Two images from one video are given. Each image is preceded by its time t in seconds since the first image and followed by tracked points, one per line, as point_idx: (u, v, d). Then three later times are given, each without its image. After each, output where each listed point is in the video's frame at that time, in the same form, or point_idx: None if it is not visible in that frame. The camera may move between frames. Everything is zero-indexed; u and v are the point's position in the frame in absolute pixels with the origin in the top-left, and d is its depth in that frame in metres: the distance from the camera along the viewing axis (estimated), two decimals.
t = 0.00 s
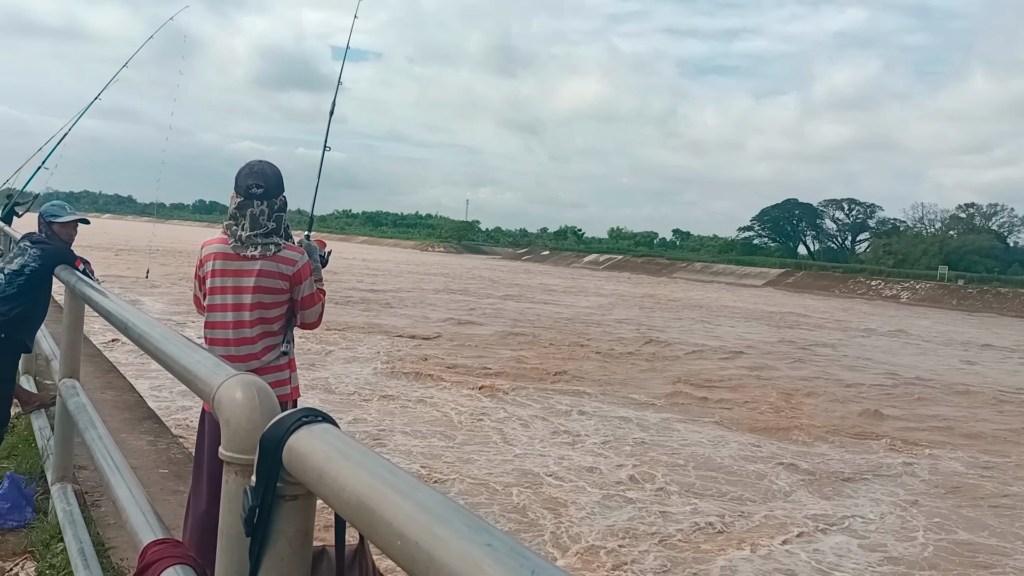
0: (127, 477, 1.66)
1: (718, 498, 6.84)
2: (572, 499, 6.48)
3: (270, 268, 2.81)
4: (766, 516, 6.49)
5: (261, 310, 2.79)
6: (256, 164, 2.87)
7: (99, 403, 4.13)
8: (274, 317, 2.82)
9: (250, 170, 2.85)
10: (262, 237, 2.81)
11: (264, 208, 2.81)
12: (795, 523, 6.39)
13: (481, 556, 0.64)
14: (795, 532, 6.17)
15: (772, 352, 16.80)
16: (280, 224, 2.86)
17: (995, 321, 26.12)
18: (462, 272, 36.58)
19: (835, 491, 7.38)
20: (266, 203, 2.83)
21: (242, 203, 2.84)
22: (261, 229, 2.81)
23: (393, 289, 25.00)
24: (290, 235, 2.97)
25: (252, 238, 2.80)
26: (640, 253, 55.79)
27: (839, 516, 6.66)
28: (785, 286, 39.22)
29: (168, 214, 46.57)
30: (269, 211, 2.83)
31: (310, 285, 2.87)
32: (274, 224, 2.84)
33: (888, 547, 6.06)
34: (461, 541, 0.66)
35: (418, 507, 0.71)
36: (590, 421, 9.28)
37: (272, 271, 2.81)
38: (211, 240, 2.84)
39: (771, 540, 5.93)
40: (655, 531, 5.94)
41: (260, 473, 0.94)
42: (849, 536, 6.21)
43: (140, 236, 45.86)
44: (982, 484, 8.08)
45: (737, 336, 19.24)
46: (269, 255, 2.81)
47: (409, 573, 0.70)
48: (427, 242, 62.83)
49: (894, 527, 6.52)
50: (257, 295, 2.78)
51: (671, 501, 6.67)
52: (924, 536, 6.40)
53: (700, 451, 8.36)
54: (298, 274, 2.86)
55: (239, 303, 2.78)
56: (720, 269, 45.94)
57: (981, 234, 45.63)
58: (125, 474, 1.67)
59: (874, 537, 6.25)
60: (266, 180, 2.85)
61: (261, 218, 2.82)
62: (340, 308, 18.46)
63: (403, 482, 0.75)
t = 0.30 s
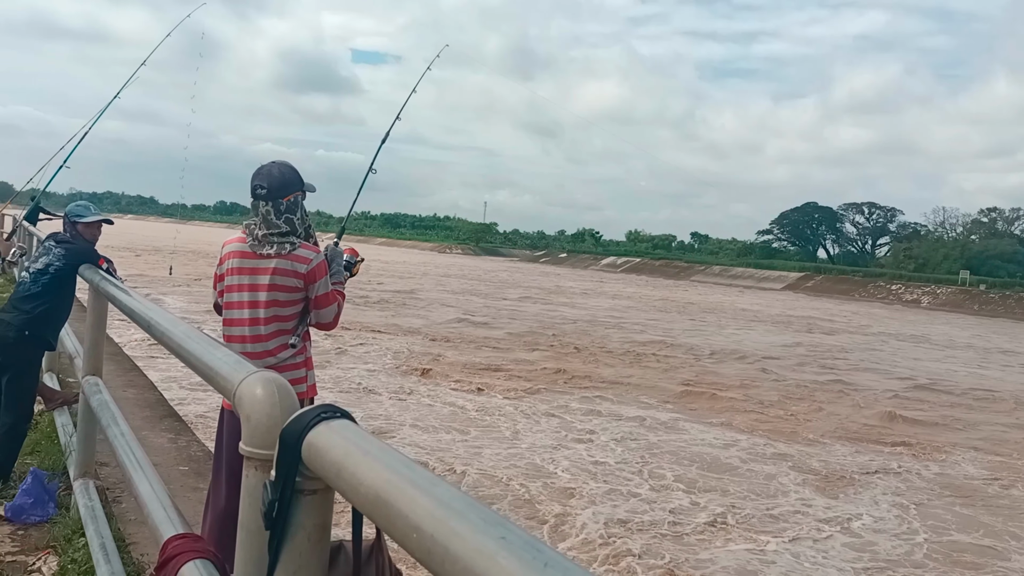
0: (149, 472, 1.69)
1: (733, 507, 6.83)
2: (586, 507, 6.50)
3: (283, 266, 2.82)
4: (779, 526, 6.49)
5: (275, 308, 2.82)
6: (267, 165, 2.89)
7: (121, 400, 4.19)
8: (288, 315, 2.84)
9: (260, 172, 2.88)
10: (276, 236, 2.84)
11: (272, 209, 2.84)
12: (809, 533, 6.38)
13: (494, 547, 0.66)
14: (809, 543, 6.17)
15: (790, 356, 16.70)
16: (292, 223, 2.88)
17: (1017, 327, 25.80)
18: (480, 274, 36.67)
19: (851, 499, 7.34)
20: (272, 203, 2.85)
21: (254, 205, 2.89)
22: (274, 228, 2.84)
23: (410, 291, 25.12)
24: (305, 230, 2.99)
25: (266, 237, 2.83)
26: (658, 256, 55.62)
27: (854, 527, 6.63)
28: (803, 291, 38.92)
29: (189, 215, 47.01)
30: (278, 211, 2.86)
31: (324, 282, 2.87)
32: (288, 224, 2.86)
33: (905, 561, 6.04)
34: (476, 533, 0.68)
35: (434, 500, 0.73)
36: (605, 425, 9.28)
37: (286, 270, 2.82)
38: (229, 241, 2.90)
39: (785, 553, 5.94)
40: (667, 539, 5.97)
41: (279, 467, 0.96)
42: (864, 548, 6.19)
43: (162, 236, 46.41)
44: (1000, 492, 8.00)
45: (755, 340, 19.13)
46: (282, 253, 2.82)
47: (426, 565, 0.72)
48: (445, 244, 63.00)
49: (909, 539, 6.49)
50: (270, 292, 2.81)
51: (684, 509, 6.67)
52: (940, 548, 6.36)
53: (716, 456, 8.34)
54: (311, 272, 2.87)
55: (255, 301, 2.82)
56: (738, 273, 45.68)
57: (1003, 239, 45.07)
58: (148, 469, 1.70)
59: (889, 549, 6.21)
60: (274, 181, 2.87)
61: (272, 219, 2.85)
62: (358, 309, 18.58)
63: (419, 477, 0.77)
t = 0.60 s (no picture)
0: (156, 470, 1.71)
1: (745, 508, 6.78)
2: (597, 506, 6.48)
3: (283, 266, 2.82)
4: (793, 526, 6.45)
5: (274, 307, 2.81)
6: (271, 166, 2.92)
7: (135, 399, 4.24)
8: (288, 315, 2.83)
9: (263, 172, 2.91)
10: (278, 236, 2.85)
11: (271, 209, 2.87)
12: (824, 534, 6.32)
13: (476, 548, 0.66)
14: (823, 545, 6.11)
15: (806, 360, 16.56)
16: (292, 224, 2.89)
17: None
18: (494, 276, 36.70)
19: (866, 503, 7.26)
20: (271, 204, 2.87)
21: (258, 207, 2.93)
22: (275, 228, 2.86)
23: (425, 292, 25.19)
24: (309, 232, 2.99)
25: (268, 237, 2.85)
26: (674, 259, 55.42)
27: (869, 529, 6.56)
28: (821, 295, 38.64)
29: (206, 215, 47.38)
30: (277, 212, 2.88)
31: (322, 283, 2.84)
32: (288, 224, 2.88)
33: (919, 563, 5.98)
34: (457, 533, 0.68)
35: (417, 499, 0.73)
36: (617, 427, 9.25)
37: (285, 270, 2.82)
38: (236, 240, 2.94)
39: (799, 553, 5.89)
40: (679, 539, 5.94)
41: (274, 466, 0.97)
42: (879, 550, 6.13)
43: (181, 237, 46.85)
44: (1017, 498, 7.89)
45: (771, 344, 18.98)
46: (282, 254, 2.82)
47: (409, 565, 0.72)
48: (460, 246, 63.12)
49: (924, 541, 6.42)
50: (270, 291, 2.81)
51: (697, 509, 6.63)
52: (956, 553, 6.26)
53: (729, 460, 8.28)
54: (310, 273, 2.84)
55: (256, 300, 2.83)
56: (754, 276, 45.38)
57: None
58: (154, 468, 1.71)
59: (903, 553, 6.14)
60: (273, 181, 2.90)
61: (273, 218, 2.87)
62: (373, 310, 18.64)
63: (405, 477, 0.77)
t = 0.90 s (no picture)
0: (161, 473, 1.71)
1: (758, 510, 6.73)
2: (608, 506, 6.48)
3: (283, 270, 2.82)
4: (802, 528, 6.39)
5: (274, 310, 2.82)
6: (275, 172, 2.94)
7: (146, 400, 4.26)
8: (287, 318, 2.83)
9: (266, 177, 2.93)
10: (279, 240, 2.86)
11: (274, 213, 2.89)
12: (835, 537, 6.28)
13: (448, 557, 0.66)
14: (833, 548, 6.05)
15: (821, 364, 16.42)
16: (294, 228, 2.90)
17: None
18: (507, 278, 36.72)
19: (880, 506, 7.19)
20: (274, 208, 2.89)
21: (263, 212, 2.95)
22: (276, 232, 2.87)
23: (438, 294, 25.22)
24: (311, 236, 2.98)
25: (268, 241, 2.86)
26: (688, 261, 55.20)
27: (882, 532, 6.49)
28: (836, 298, 38.37)
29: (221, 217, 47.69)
30: (279, 216, 2.89)
31: (321, 287, 2.82)
32: (290, 229, 2.89)
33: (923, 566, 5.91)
34: (433, 543, 0.68)
35: (400, 510, 0.73)
36: (628, 430, 9.21)
37: (285, 274, 2.81)
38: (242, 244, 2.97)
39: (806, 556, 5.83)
40: (687, 539, 5.94)
41: (268, 472, 0.96)
42: (890, 554, 6.07)
43: (197, 239, 47.28)
44: None
45: (786, 348, 18.84)
46: (281, 257, 2.82)
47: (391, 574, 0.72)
48: (473, 248, 63.23)
49: (936, 546, 6.36)
50: (270, 294, 2.82)
51: (707, 510, 6.60)
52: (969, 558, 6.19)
53: (741, 463, 8.23)
54: (309, 277, 2.82)
55: (257, 303, 2.84)
56: (769, 279, 45.11)
57: None
58: (160, 470, 1.72)
59: (915, 557, 6.08)
60: (277, 186, 2.91)
61: (276, 223, 2.89)
62: (386, 312, 18.69)
63: (391, 487, 0.77)
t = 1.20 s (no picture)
0: (166, 472, 1.72)
1: (768, 516, 6.71)
2: (619, 509, 6.49)
3: (283, 271, 2.83)
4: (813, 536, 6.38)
5: (273, 311, 2.84)
6: (278, 173, 2.95)
7: (156, 401, 4.30)
8: (285, 320, 2.84)
9: (269, 179, 2.94)
10: (279, 241, 2.88)
11: (275, 215, 2.90)
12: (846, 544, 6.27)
13: (430, 552, 0.66)
14: (842, 554, 6.05)
15: (833, 366, 16.34)
16: (295, 230, 2.91)
17: None
18: (519, 280, 36.73)
19: (891, 513, 7.16)
20: (275, 210, 2.91)
21: (265, 213, 2.97)
22: (277, 234, 2.89)
23: (449, 295, 25.27)
24: (311, 237, 2.99)
25: (269, 241, 2.88)
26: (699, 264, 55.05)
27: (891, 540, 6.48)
28: (848, 300, 38.17)
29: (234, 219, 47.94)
30: (281, 217, 2.90)
31: (319, 289, 2.82)
32: (290, 231, 2.90)
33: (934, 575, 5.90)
34: (417, 538, 0.68)
35: (387, 504, 0.73)
36: (638, 432, 9.20)
37: (285, 275, 2.83)
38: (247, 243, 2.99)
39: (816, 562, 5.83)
40: (694, 541, 5.96)
41: (263, 470, 0.97)
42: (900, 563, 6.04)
43: (210, 241, 47.65)
44: None
45: (798, 350, 18.74)
46: (281, 258, 2.84)
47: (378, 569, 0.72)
48: (484, 250, 63.32)
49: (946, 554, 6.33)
50: (271, 295, 2.84)
51: (718, 515, 6.59)
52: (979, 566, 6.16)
53: (751, 467, 8.20)
54: (306, 279, 2.82)
55: (256, 302, 2.85)
56: (781, 281, 44.93)
57: None
58: (165, 470, 1.73)
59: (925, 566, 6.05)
60: (278, 188, 2.92)
61: (277, 225, 2.90)
62: (397, 313, 18.75)
63: (379, 483, 0.77)
